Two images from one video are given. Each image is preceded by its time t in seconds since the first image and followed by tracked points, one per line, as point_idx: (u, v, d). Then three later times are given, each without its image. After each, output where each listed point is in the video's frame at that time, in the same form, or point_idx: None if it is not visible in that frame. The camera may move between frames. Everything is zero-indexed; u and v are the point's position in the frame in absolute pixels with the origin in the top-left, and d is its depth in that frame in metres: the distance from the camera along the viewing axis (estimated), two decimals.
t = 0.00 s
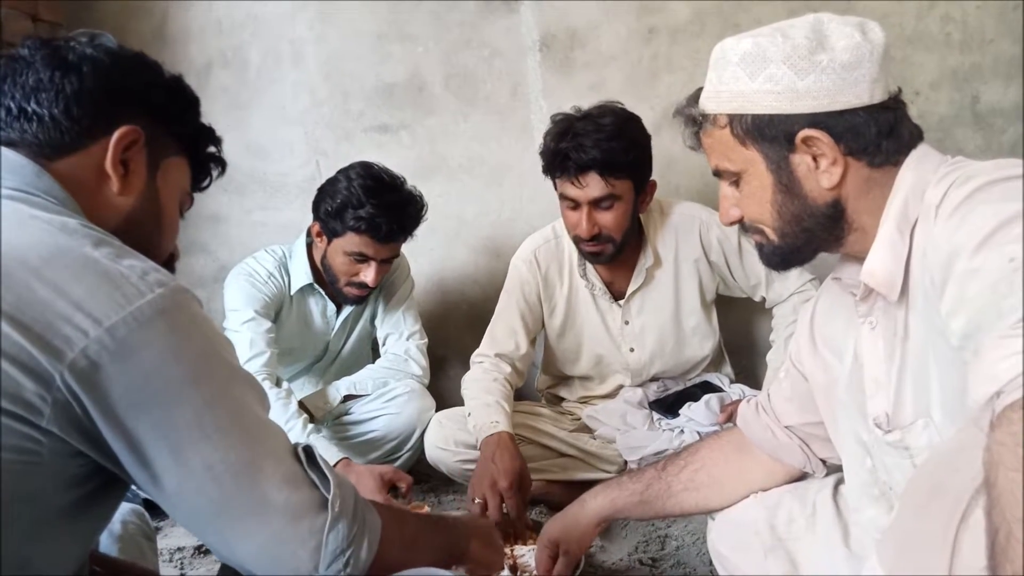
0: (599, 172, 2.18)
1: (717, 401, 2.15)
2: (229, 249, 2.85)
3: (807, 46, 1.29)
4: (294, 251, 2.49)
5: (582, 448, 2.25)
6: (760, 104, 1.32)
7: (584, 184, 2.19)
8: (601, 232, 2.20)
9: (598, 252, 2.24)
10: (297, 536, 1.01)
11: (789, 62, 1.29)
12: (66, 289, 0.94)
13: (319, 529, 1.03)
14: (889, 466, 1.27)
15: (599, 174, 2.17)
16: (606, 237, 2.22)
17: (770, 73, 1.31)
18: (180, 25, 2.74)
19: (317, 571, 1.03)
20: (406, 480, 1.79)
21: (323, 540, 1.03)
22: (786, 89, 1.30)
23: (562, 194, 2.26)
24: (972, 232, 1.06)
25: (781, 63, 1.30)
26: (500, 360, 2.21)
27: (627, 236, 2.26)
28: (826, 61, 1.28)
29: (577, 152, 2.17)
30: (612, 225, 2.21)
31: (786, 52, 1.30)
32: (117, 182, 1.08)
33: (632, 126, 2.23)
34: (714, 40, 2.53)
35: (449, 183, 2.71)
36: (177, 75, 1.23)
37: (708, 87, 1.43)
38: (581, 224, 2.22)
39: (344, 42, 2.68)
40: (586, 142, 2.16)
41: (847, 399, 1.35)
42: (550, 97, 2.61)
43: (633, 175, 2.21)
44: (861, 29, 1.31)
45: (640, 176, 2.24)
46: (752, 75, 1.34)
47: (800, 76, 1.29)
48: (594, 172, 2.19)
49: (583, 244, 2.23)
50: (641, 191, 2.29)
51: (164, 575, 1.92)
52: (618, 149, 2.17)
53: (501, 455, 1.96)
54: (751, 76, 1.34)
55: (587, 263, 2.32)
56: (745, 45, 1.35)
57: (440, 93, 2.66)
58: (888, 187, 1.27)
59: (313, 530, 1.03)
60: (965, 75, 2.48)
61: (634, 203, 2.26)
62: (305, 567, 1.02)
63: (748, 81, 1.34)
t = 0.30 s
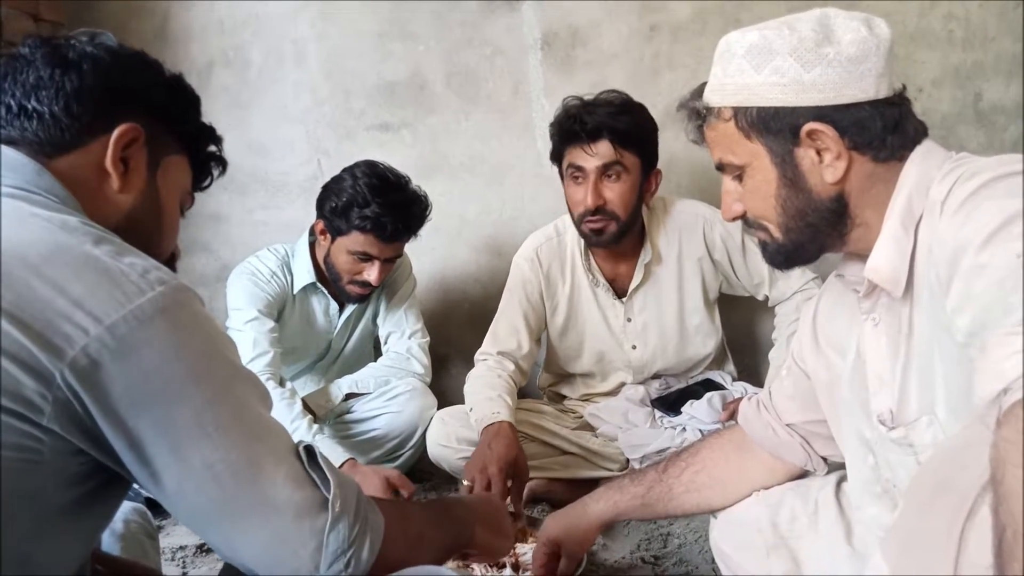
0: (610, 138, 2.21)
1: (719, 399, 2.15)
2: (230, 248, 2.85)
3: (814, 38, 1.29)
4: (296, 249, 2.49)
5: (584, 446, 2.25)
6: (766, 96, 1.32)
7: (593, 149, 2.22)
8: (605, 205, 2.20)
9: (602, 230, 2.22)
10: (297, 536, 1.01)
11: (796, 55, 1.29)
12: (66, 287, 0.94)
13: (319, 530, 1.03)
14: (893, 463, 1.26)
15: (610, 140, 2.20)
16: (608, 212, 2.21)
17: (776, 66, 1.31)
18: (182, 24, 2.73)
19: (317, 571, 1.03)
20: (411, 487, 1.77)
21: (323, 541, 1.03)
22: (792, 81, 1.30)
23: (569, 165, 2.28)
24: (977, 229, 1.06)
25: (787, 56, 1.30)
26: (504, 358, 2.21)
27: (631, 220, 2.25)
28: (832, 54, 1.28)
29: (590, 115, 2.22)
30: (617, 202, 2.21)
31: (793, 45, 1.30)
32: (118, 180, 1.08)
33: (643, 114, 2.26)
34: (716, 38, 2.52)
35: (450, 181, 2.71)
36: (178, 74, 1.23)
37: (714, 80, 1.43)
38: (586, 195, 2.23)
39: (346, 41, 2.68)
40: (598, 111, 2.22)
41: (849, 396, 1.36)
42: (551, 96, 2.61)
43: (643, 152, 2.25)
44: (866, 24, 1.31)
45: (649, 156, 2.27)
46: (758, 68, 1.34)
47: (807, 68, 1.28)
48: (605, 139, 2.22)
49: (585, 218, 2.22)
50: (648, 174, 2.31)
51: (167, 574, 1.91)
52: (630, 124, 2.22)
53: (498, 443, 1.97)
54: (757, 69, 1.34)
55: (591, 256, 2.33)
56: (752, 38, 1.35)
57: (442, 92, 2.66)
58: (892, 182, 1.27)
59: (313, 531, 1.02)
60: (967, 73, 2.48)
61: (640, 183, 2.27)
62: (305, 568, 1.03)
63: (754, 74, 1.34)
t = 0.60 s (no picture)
0: (606, 133, 2.21)
1: (718, 399, 2.15)
2: (230, 248, 2.85)
3: (812, 39, 1.29)
4: (295, 249, 2.50)
5: (584, 446, 2.25)
6: (764, 97, 1.32)
7: (590, 144, 2.22)
8: (600, 199, 2.20)
9: (598, 225, 2.22)
10: (301, 535, 1.02)
11: (794, 55, 1.29)
12: (72, 286, 0.94)
13: (322, 529, 1.03)
14: (893, 463, 1.26)
15: (606, 135, 2.20)
16: (604, 206, 2.21)
17: (774, 66, 1.31)
18: (180, 24, 2.73)
19: (320, 570, 1.04)
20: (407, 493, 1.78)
21: (326, 539, 1.03)
22: (790, 82, 1.29)
23: (567, 161, 2.28)
24: (977, 228, 1.06)
25: (785, 56, 1.30)
26: (504, 358, 2.20)
27: (628, 218, 2.24)
28: (830, 54, 1.27)
29: (587, 110, 2.22)
30: (614, 197, 2.21)
31: (791, 45, 1.30)
32: (121, 180, 1.08)
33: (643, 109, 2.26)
34: (715, 37, 2.52)
35: (449, 181, 2.71)
36: (180, 76, 1.23)
37: (712, 80, 1.43)
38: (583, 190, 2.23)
39: (345, 41, 2.67)
40: (595, 105, 2.21)
41: (847, 396, 1.35)
42: (550, 95, 2.61)
43: (642, 147, 2.26)
44: (865, 24, 1.31)
45: (647, 151, 2.27)
46: (756, 68, 1.34)
47: (804, 69, 1.28)
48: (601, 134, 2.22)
49: (582, 212, 2.22)
50: (647, 169, 2.30)
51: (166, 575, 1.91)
52: (627, 120, 2.21)
53: (511, 451, 1.96)
54: (755, 69, 1.34)
55: (590, 256, 2.33)
56: (750, 38, 1.35)
57: (441, 92, 2.66)
58: (889, 183, 1.27)
59: (317, 529, 1.03)
60: (966, 72, 2.47)
61: (637, 180, 2.26)
62: (309, 567, 1.03)
63: (752, 74, 1.34)
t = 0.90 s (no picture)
0: (607, 126, 2.21)
1: (717, 398, 2.14)
2: (229, 247, 2.85)
3: (814, 34, 1.29)
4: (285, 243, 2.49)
5: (583, 445, 2.24)
6: (765, 92, 1.32)
7: (590, 138, 2.22)
8: (607, 190, 2.20)
9: (607, 218, 2.21)
10: (304, 531, 1.01)
11: (797, 51, 1.29)
12: (70, 285, 0.94)
13: (324, 523, 1.03)
14: (890, 460, 1.26)
15: (607, 127, 2.21)
16: (611, 197, 2.20)
17: (776, 61, 1.31)
18: (180, 22, 2.73)
19: (323, 566, 1.03)
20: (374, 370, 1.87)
21: (329, 535, 1.03)
22: (792, 78, 1.29)
23: (565, 157, 2.28)
24: (977, 225, 1.06)
25: (789, 52, 1.30)
26: (504, 357, 2.20)
27: (635, 206, 2.24)
28: (833, 49, 1.27)
29: (586, 103, 2.23)
30: (618, 188, 2.21)
31: (793, 41, 1.30)
32: (117, 177, 1.07)
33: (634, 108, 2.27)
34: (715, 36, 2.52)
35: (449, 180, 2.71)
36: (177, 72, 1.23)
37: (714, 76, 1.42)
38: (587, 181, 2.22)
39: (344, 39, 2.67)
40: (591, 100, 2.24)
41: (847, 392, 1.35)
42: (549, 94, 2.61)
43: (640, 140, 2.26)
44: (868, 20, 1.31)
45: (644, 143, 2.28)
46: (757, 64, 1.33)
47: (807, 64, 1.28)
48: (601, 128, 2.23)
49: (588, 203, 2.21)
50: (645, 161, 2.30)
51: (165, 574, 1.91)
52: (622, 112, 2.22)
53: (507, 455, 1.95)
54: (757, 64, 1.34)
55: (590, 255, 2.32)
56: (753, 33, 1.35)
57: (440, 90, 2.65)
58: (891, 178, 1.27)
59: (319, 524, 1.03)
60: (966, 71, 2.47)
61: (638, 169, 2.26)
62: (311, 563, 1.02)
63: (754, 69, 1.34)
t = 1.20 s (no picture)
0: (604, 137, 2.21)
1: (719, 397, 2.15)
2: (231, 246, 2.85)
3: (815, 35, 1.29)
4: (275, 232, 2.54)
5: (584, 444, 2.25)
6: (766, 93, 1.32)
7: (587, 150, 2.23)
8: (603, 202, 2.20)
9: (601, 228, 2.22)
10: (308, 527, 1.02)
11: (797, 52, 1.29)
12: (70, 286, 0.94)
13: (328, 520, 1.03)
14: (892, 459, 1.27)
15: (604, 140, 2.21)
16: (607, 208, 2.21)
17: (776, 62, 1.31)
18: (181, 22, 2.73)
19: (328, 562, 1.03)
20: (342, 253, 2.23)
21: (333, 530, 1.03)
22: (793, 79, 1.29)
23: (565, 165, 2.28)
24: (978, 224, 1.06)
25: (789, 53, 1.30)
26: (504, 356, 2.21)
27: (631, 215, 2.24)
28: (833, 51, 1.27)
29: (583, 114, 2.22)
30: (616, 199, 2.21)
31: (794, 42, 1.30)
32: (109, 171, 1.07)
33: (639, 109, 2.26)
34: (716, 35, 2.52)
35: (450, 179, 2.71)
36: (167, 56, 1.22)
37: (715, 77, 1.42)
38: (584, 195, 2.22)
39: (345, 39, 2.67)
40: (590, 109, 2.22)
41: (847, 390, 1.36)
42: (550, 93, 2.61)
43: (639, 149, 2.25)
44: (868, 21, 1.31)
45: (644, 153, 2.27)
46: (758, 64, 1.34)
47: (808, 65, 1.28)
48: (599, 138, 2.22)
49: (585, 216, 2.22)
50: (645, 168, 2.30)
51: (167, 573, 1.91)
52: (626, 120, 2.21)
53: (501, 448, 1.96)
54: (758, 65, 1.34)
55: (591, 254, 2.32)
56: (754, 34, 1.35)
57: (441, 90, 2.66)
58: (892, 178, 1.27)
59: (323, 521, 1.03)
60: (967, 70, 2.47)
61: (637, 180, 2.26)
62: (315, 560, 1.02)
63: (755, 70, 1.34)
